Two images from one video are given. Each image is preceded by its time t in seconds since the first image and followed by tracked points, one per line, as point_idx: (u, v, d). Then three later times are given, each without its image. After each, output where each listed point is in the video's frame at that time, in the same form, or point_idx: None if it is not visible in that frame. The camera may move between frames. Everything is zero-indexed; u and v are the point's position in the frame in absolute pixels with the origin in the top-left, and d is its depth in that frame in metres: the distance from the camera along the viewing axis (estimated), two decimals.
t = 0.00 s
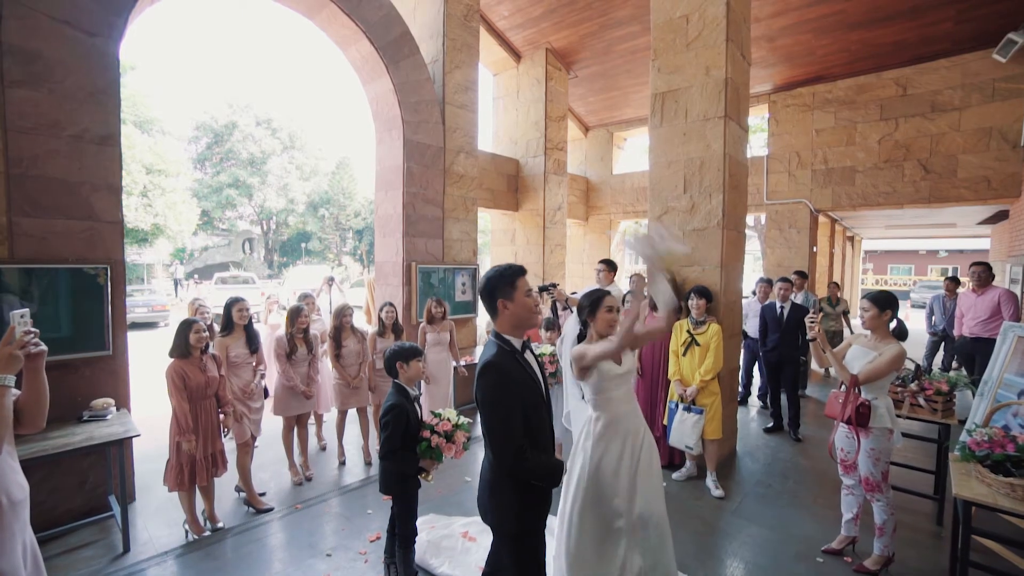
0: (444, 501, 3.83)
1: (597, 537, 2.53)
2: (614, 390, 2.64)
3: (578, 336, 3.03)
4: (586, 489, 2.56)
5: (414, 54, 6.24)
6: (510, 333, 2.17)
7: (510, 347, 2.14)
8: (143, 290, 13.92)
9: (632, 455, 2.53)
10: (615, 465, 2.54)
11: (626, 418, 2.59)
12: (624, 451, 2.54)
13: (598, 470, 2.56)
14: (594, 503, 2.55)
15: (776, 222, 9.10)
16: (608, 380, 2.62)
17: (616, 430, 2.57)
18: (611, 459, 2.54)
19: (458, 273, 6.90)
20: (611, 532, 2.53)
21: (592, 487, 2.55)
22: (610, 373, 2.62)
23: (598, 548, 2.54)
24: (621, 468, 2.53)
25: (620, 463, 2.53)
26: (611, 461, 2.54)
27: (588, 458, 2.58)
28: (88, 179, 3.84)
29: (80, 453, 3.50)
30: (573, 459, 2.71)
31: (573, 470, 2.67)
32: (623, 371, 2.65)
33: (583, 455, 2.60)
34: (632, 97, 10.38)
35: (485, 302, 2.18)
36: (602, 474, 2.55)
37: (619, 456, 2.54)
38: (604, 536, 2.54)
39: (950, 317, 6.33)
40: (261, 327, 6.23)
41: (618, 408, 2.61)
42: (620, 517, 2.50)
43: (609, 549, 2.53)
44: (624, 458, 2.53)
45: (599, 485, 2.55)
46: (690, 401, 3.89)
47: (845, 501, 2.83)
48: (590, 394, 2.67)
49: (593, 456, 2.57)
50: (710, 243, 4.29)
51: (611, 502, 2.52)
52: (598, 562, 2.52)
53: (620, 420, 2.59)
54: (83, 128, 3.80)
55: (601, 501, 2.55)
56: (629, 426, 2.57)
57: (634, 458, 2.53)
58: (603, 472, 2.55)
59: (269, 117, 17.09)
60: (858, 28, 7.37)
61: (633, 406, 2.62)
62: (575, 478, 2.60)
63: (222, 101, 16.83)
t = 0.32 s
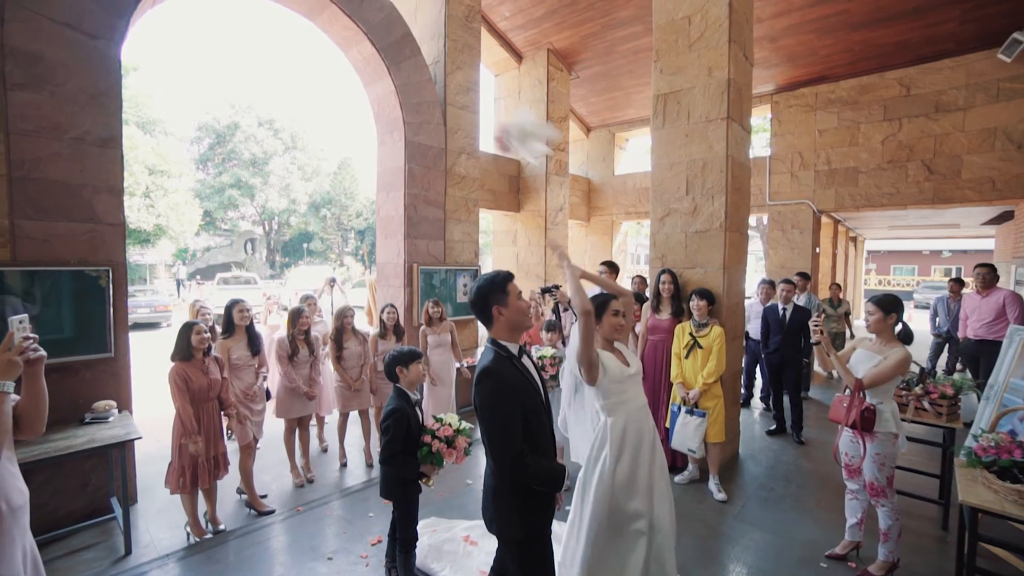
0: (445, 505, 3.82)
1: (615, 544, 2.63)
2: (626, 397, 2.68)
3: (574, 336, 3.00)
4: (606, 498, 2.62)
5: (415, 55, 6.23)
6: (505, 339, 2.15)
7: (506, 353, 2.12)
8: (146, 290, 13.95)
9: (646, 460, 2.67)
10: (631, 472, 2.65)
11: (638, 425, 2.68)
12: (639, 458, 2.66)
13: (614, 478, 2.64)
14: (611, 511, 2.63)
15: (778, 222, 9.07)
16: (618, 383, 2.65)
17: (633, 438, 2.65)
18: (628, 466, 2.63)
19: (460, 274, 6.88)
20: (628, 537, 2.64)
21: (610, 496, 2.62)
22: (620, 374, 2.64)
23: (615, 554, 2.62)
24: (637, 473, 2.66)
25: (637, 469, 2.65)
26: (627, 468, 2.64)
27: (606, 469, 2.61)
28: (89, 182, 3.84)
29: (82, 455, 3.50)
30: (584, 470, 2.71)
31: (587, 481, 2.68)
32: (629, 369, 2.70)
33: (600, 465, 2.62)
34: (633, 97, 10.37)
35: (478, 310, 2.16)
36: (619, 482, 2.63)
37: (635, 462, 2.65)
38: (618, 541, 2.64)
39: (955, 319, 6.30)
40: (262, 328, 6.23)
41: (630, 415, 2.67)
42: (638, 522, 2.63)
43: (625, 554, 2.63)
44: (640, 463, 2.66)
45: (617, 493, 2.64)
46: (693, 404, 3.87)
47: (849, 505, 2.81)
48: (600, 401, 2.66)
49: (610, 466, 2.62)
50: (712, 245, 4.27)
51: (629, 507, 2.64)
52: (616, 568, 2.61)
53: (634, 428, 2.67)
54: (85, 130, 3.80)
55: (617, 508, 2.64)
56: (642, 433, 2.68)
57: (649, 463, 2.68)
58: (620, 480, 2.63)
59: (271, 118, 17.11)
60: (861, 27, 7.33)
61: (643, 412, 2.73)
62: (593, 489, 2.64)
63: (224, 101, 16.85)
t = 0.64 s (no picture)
0: (453, 508, 3.81)
1: (627, 555, 2.61)
2: (635, 404, 2.68)
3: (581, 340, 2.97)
4: (617, 507, 2.61)
5: (423, 56, 6.23)
6: (513, 345, 2.13)
7: (513, 360, 2.09)
8: (158, 290, 14.10)
9: (656, 467, 2.68)
10: (642, 480, 2.65)
11: (648, 432, 2.68)
12: (649, 466, 2.67)
13: (626, 487, 2.64)
14: (623, 521, 2.62)
15: (789, 222, 8.96)
16: (628, 389, 2.64)
17: (642, 445, 2.66)
18: (639, 474, 2.64)
19: (467, 276, 6.88)
20: (640, 546, 2.63)
21: (622, 505, 2.62)
22: (630, 379, 2.63)
23: (628, 565, 2.60)
24: (648, 481, 2.66)
25: (647, 477, 2.66)
26: (638, 477, 2.64)
27: (617, 477, 2.61)
28: (101, 186, 3.87)
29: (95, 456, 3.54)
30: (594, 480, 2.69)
31: (597, 491, 2.66)
32: (638, 374, 2.68)
33: (611, 474, 2.61)
34: (642, 97, 10.30)
35: (487, 316, 2.12)
36: (630, 491, 2.64)
37: (645, 470, 2.66)
38: (630, 552, 2.63)
39: (971, 321, 6.19)
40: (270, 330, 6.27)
41: (640, 423, 2.67)
42: (650, 530, 2.63)
43: (638, 563, 2.62)
44: (650, 471, 2.67)
45: (628, 503, 2.63)
46: (703, 408, 3.83)
47: (863, 514, 2.77)
48: (609, 409, 2.65)
49: (622, 474, 2.62)
50: (723, 247, 4.23)
51: (641, 516, 2.64)
52: None
53: (643, 436, 2.67)
54: (97, 134, 3.83)
55: (629, 518, 2.64)
56: (651, 440, 2.69)
57: (659, 471, 2.69)
58: (631, 489, 2.63)
59: (281, 119, 17.23)
60: (875, 25, 7.23)
61: (652, 419, 2.73)
62: (605, 499, 2.63)
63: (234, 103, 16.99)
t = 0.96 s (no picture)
0: (460, 511, 3.81)
1: (630, 560, 2.59)
2: (645, 409, 2.65)
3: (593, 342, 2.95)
4: (622, 511, 2.60)
5: (430, 57, 6.23)
6: (522, 349, 2.10)
7: (523, 364, 2.06)
8: (169, 291, 14.23)
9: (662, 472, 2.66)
10: (648, 486, 2.63)
11: (656, 437, 2.66)
12: (656, 471, 2.64)
13: (631, 492, 2.62)
14: (628, 525, 2.61)
15: (800, 223, 8.87)
16: (638, 392, 2.61)
17: (651, 451, 2.64)
18: (645, 480, 2.62)
19: (475, 276, 6.86)
20: (644, 553, 2.60)
21: (626, 509, 2.60)
22: (640, 382, 2.61)
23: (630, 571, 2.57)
24: (655, 487, 2.64)
25: (654, 483, 2.64)
26: (644, 482, 2.62)
27: (622, 481, 2.60)
28: (112, 188, 3.90)
29: (106, 456, 3.57)
30: (598, 482, 2.68)
31: (601, 494, 2.65)
32: (649, 378, 2.67)
33: (615, 478, 2.59)
34: (650, 97, 10.25)
35: (498, 320, 2.10)
36: (635, 495, 2.62)
37: (652, 476, 2.64)
38: (632, 557, 2.61)
39: (988, 322, 6.08)
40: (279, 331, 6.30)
41: (648, 428, 2.65)
42: (656, 537, 2.60)
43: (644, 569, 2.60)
44: (657, 476, 2.64)
45: (633, 507, 2.62)
46: (712, 411, 3.79)
47: (877, 520, 2.71)
48: (617, 412, 2.63)
49: (627, 479, 2.60)
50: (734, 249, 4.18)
51: (647, 521, 2.61)
52: None
53: (652, 440, 2.65)
54: (108, 138, 3.86)
55: (635, 523, 2.61)
56: (658, 445, 2.66)
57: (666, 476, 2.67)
58: (637, 494, 2.61)
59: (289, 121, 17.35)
60: (888, 22, 7.13)
61: (661, 424, 2.71)
62: (610, 503, 2.61)
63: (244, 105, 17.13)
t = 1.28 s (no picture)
0: (471, 513, 3.79)
1: (636, 565, 2.55)
2: (658, 412, 2.62)
3: (610, 342, 2.93)
4: (630, 513, 2.57)
5: (442, 58, 6.24)
6: (537, 352, 2.09)
7: (537, 366, 2.05)
8: (186, 290, 14.46)
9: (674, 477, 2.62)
10: (659, 491, 2.60)
11: (668, 441, 2.62)
12: (667, 475, 2.61)
13: (641, 495, 2.59)
14: (636, 529, 2.57)
15: (817, 223, 8.72)
16: (651, 395, 2.58)
17: (662, 455, 2.60)
18: (655, 484, 2.58)
19: (487, 277, 6.84)
20: (651, 557, 2.56)
21: (635, 513, 2.57)
22: (654, 386, 2.58)
23: None
24: (665, 492, 2.60)
25: (664, 487, 2.60)
26: (654, 485, 2.59)
27: (631, 484, 2.57)
28: (130, 191, 3.96)
29: (124, 454, 3.62)
30: (607, 484, 2.66)
31: (609, 495, 2.63)
32: (664, 382, 2.63)
33: (624, 480, 2.56)
34: (663, 96, 10.16)
35: (514, 320, 2.09)
36: (645, 498, 2.59)
37: (662, 480, 2.60)
38: (640, 561, 2.57)
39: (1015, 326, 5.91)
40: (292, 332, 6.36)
41: (661, 432, 2.61)
42: (665, 542, 2.56)
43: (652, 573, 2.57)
44: (667, 481, 2.60)
45: (642, 510, 2.58)
46: (727, 415, 3.74)
47: (899, 529, 2.64)
48: (629, 414, 2.61)
49: (637, 481, 2.57)
50: (749, 249, 4.11)
51: (656, 526, 2.58)
52: None
53: (664, 444, 2.62)
54: (126, 141, 3.92)
55: (643, 527, 2.58)
56: (671, 450, 2.62)
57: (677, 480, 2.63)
58: (646, 498, 2.58)
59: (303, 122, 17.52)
60: (909, 17, 6.98)
61: (674, 428, 2.68)
62: (618, 505, 2.58)
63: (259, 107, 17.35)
